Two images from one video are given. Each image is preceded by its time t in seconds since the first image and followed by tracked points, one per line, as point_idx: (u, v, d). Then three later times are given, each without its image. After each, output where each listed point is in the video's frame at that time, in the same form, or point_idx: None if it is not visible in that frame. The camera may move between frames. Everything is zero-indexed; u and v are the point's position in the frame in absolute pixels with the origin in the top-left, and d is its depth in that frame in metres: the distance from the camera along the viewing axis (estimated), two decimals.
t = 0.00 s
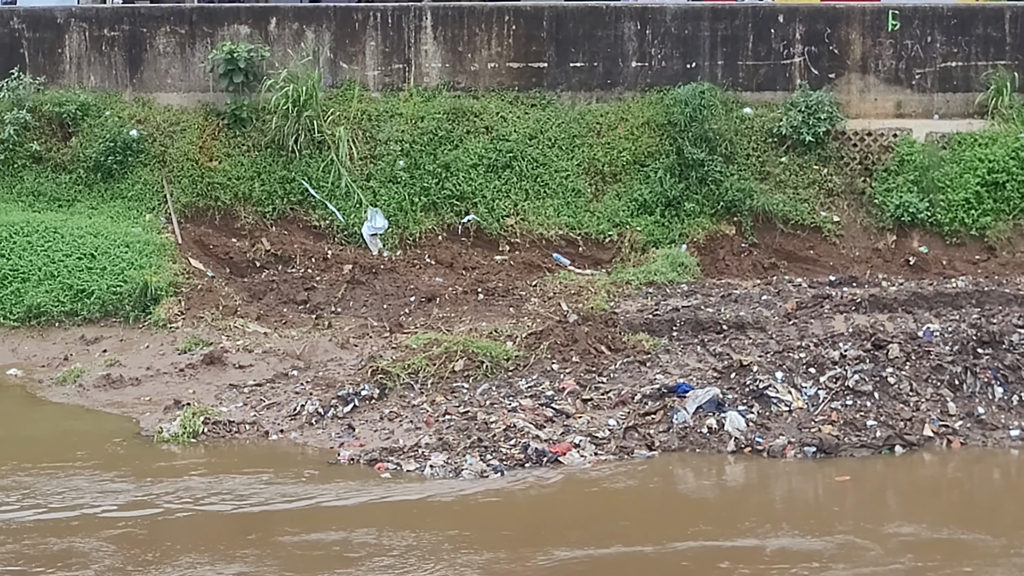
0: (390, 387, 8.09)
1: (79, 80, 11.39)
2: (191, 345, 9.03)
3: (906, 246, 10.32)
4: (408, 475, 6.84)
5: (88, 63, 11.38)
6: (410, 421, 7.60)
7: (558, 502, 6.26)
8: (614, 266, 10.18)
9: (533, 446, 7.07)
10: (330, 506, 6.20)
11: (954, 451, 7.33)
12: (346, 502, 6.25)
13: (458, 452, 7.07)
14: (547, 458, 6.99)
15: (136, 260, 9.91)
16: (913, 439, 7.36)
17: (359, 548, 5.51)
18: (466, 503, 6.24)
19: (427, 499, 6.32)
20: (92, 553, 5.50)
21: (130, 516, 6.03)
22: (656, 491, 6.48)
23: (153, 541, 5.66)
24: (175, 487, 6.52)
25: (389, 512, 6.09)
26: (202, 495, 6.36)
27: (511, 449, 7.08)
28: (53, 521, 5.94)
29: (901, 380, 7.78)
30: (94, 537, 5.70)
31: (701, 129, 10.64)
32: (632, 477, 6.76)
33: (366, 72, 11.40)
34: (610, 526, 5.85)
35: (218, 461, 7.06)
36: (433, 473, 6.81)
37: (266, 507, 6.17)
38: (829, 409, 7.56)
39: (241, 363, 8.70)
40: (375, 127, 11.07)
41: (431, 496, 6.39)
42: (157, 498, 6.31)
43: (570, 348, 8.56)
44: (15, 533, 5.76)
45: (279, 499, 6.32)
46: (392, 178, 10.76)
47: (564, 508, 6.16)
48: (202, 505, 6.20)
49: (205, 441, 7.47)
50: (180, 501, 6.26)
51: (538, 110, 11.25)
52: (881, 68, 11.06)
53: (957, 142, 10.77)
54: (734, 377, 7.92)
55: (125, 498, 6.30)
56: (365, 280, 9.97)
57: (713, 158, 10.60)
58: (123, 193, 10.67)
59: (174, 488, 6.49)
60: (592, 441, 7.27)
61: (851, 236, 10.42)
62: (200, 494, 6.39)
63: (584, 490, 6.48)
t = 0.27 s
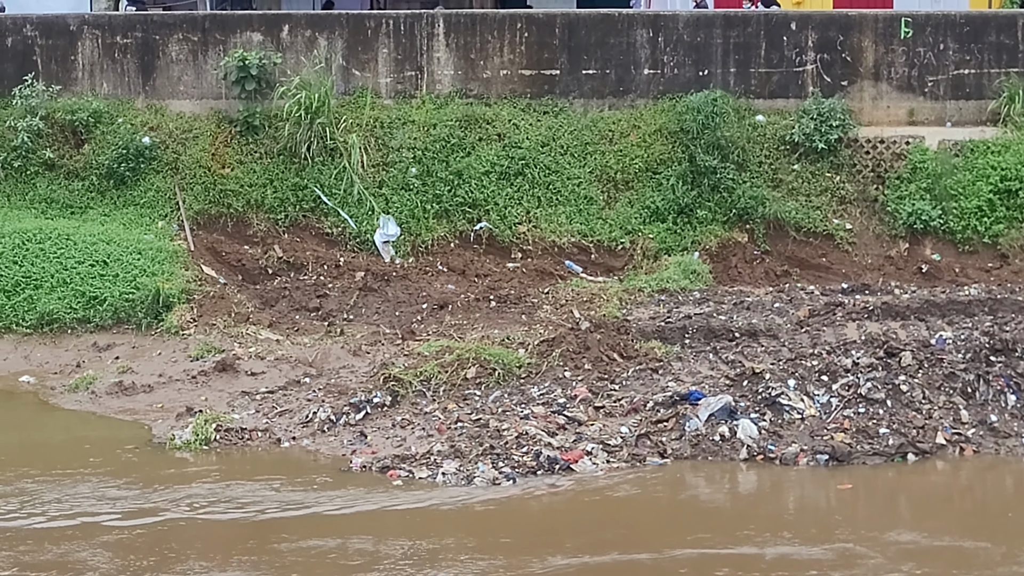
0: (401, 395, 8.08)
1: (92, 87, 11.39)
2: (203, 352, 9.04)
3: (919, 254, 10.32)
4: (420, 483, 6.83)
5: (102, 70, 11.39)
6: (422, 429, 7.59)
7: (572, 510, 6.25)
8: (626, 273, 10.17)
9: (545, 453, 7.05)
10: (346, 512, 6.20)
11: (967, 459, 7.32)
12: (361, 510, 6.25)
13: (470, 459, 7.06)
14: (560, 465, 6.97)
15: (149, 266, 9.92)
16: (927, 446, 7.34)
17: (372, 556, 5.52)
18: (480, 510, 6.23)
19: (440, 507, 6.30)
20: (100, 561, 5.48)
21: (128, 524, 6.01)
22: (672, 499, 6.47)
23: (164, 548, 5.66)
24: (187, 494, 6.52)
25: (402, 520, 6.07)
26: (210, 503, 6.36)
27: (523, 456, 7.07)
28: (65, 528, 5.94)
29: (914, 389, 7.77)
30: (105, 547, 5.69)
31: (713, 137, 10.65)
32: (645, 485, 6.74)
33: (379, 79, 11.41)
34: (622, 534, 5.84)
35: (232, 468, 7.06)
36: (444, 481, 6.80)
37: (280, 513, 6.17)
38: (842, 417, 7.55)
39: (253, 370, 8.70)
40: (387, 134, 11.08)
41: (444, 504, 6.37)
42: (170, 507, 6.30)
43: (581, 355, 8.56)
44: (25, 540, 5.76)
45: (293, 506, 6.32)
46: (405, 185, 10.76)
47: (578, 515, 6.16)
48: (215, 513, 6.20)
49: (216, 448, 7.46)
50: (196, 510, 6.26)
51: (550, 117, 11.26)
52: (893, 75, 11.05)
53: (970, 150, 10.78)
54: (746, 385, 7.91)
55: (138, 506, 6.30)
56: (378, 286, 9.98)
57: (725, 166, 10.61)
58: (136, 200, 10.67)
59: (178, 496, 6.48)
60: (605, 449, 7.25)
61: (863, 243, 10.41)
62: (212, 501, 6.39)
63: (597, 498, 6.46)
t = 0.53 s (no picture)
0: (424, 396, 8.72)
1: (132, 107, 12.07)
2: (236, 355, 9.68)
3: (910, 264, 10.97)
4: (441, 479, 7.46)
5: (140, 91, 12.08)
6: (443, 428, 8.22)
7: (594, 504, 6.92)
8: (634, 282, 10.82)
9: (559, 451, 7.69)
10: (392, 506, 6.89)
11: (955, 457, 7.94)
12: (405, 503, 6.92)
13: (487, 457, 7.69)
14: (573, 463, 7.60)
15: (186, 275, 10.57)
16: (917, 446, 7.97)
17: (409, 545, 6.20)
18: (509, 504, 6.91)
19: (468, 502, 6.95)
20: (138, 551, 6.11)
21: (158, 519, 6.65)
22: (681, 494, 7.12)
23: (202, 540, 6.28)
24: (233, 489, 7.18)
25: (432, 515, 6.71)
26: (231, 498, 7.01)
27: (538, 455, 7.70)
28: (109, 521, 6.59)
29: (906, 391, 8.41)
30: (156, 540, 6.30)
31: (716, 155, 11.31)
32: (654, 482, 7.38)
33: (402, 99, 12.10)
34: (641, 528, 6.51)
35: (265, 467, 7.69)
36: (464, 477, 7.44)
37: (334, 506, 6.86)
38: (838, 418, 8.19)
39: (284, 373, 9.35)
40: (409, 151, 11.75)
41: (470, 499, 7.01)
42: (226, 501, 6.97)
43: (593, 359, 9.20)
44: (66, 531, 6.41)
45: (338, 500, 6.99)
46: (426, 199, 11.43)
47: (597, 509, 6.83)
48: (267, 506, 6.87)
49: (249, 446, 8.09)
50: (246, 504, 6.91)
51: (563, 136, 11.93)
52: (886, 95, 11.70)
53: (959, 167, 11.42)
54: (747, 388, 8.54)
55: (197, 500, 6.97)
56: (401, 294, 10.64)
57: (728, 182, 11.26)
58: (173, 213, 11.35)
59: (204, 492, 7.11)
60: (615, 448, 7.89)
61: (858, 255, 11.06)
62: (264, 495, 7.06)
63: (610, 495, 7.09)
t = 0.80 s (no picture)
0: (442, 398, 9.43)
1: (169, 126, 12.82)
2: (267, 359, 10.41)
3: (900, 274, 11.67)
4: (458, 476, 8.15)
5: (176, 111, 12.83)
6: (461, 429, 8.93)
7: (604, 499, 7.64)
8: (641, 290, 11.53)
9: (569, 450, 8.38)
10: (418, 500, 7.61)
11: (943, 456, 8.65)
12: (433, 499, 7.63)
13: (501, 455, 8.39)
14: (582, 461, 8.29)
15: (219, 284, 11.28)
16: (908, 445, 8.67)
17: (435, 538, 6.93)
18: (526, 499, 7.63)
19: (490, 497, 7.66)
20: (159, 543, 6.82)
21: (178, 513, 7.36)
22: (684, 491, 7.82)
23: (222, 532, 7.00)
24: (255, 485, 7.89)
25: (455, 511, 7.42)
26: (248, 494, 7.72)
27: (549, 453, 8.40)
28: (134, 516, 7.29)
29: (896, 394, 9.12)
30: (178, 533, 7.00)
31: (718, 171, 12.02)
32: (659, 479, 8.09)
33: (423, 119, 12.86)
34: (645, 522, 7.20)
35: (292, 463, 8.40)
36: (480, 474, 8.13)
37: (363, 501, 7.58)
38: (832, 419, 8.89)
39: (310, 376, 10.06)
40: (429, 168, 12.50)
41: (491, 495, 7.72)
42: (245, 497, 7.67)
43: (602, 363, 9.93)
44: (96, 524, 7.13)
45: (365, 494, 7.72)
46: (445, 213, 12.16)
47: (606, 504, 7.54)
48: (303, 501, 7.59)
49: (277, 444, 8.80)
50: (282, 499, 7.63)
51: (574, 153, 12.66)
52: (878, 115, 12.42)
53: (946, 183, 12.13)
54: (747, 391, 9.25)
55: (223, 497, 7.67)
56: (421, 301, 11.36)
57: (728, 196, 11.96)
58: (208, 226, 12.08)
59: (224, 489, 7.81)
60: (622, 447, 8.57)
61: (851, 265, 11.77)
62: (300, 491, 7.78)
63: (619, 491, 7.80)
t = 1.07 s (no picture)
0: (466, 390, 11.26)
1: (230, 154, 14.85)
2: (315, 356, 12.26)
3: (863, 284, 13.48)
4: (480, 458, 9.82)
5: (235, 141, 14.86)
6: (483, 417, 10.68)
7: (605, 476, 9.32)
8: (638, 297, 13.35)
9: (576, 436, 10.09)
10: (455, 479, 9.27)
11: (901, 440, 10.40)
12: (466, 476, 9.31)
13: (518, 439, 10.07)
14: (587, 445, 10.00)
15: (273, 292, 13.12)
16: (870, 432, 10.43)
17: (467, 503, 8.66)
18: (542, 476, 9.31)
19: (514, 474, 9.36)
20: (208, 516, 8.29)
21: (227, 492, 8.87)
22: (674, 471, 9.50)
23: (262, 507, 8.47)
24: (293, 466, 9.48)
25: (484, 485, 9.12)
26: (288, 474, 9.27)
27: (559, 438, 10.08)
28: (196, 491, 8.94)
29: (860, 387, 10.92)
30: (232, 505, 8.59)
31: (705, 194, 13.85)
32: (655, 459, 9.82)
33: (448, 149, 14.80)
34: (631, 497, 8.82)
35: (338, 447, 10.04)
36: (499, 456, 9.79)
37: (408, 476, 9.31)
38: (805, 409, 10.67)
39: (353, 372, 11.85)
40: (454, 191, 14.38)
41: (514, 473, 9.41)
42: (284, 477, 9.23)
43: (605, 360, 11.73)
44: (158, 499, 8.67)
45: (397, 474, 9.35)
46: (468, 230, 14.02)
47: (607, 479, 9.24)
48: (359, 475, 9.34)
49: (323, 430, 10.51)
50: (341, 474, 9.35)
51: (580, 178, 14.53)
52: (844, 145, 14.26)
53: (903, 206, 13.92)
54: (731, 384, 11.01)
55: (266, 477, 9.20)
56: (448, 307, 13.19)
57: (714, 216, 13.78)
58: (263, 241, 13.97)
59: (269, 471, 9.36)
60: (622, 433, 10.28)
61: (820, 275, 13.59)
62: (353, 468, 9.50)
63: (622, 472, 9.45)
